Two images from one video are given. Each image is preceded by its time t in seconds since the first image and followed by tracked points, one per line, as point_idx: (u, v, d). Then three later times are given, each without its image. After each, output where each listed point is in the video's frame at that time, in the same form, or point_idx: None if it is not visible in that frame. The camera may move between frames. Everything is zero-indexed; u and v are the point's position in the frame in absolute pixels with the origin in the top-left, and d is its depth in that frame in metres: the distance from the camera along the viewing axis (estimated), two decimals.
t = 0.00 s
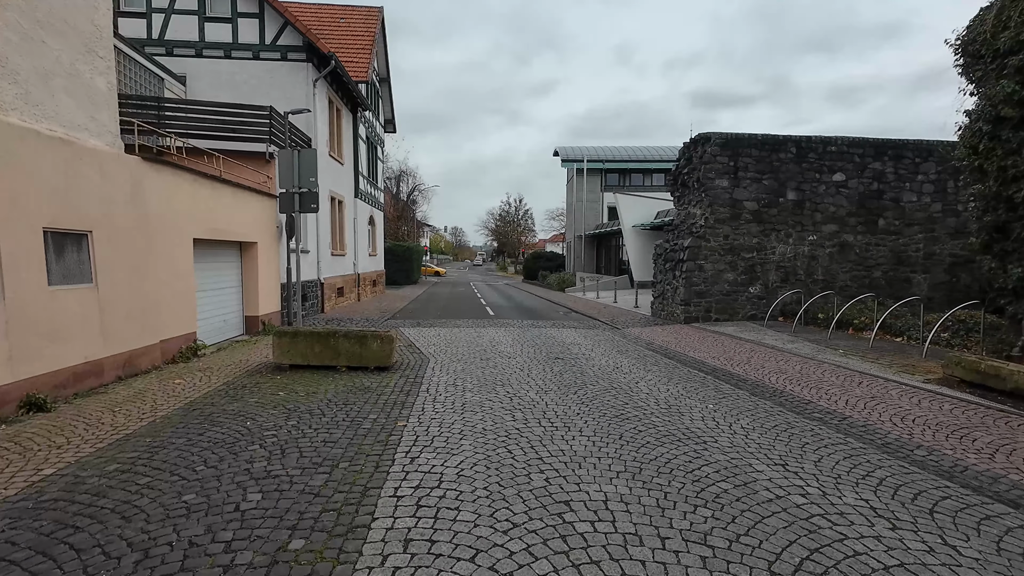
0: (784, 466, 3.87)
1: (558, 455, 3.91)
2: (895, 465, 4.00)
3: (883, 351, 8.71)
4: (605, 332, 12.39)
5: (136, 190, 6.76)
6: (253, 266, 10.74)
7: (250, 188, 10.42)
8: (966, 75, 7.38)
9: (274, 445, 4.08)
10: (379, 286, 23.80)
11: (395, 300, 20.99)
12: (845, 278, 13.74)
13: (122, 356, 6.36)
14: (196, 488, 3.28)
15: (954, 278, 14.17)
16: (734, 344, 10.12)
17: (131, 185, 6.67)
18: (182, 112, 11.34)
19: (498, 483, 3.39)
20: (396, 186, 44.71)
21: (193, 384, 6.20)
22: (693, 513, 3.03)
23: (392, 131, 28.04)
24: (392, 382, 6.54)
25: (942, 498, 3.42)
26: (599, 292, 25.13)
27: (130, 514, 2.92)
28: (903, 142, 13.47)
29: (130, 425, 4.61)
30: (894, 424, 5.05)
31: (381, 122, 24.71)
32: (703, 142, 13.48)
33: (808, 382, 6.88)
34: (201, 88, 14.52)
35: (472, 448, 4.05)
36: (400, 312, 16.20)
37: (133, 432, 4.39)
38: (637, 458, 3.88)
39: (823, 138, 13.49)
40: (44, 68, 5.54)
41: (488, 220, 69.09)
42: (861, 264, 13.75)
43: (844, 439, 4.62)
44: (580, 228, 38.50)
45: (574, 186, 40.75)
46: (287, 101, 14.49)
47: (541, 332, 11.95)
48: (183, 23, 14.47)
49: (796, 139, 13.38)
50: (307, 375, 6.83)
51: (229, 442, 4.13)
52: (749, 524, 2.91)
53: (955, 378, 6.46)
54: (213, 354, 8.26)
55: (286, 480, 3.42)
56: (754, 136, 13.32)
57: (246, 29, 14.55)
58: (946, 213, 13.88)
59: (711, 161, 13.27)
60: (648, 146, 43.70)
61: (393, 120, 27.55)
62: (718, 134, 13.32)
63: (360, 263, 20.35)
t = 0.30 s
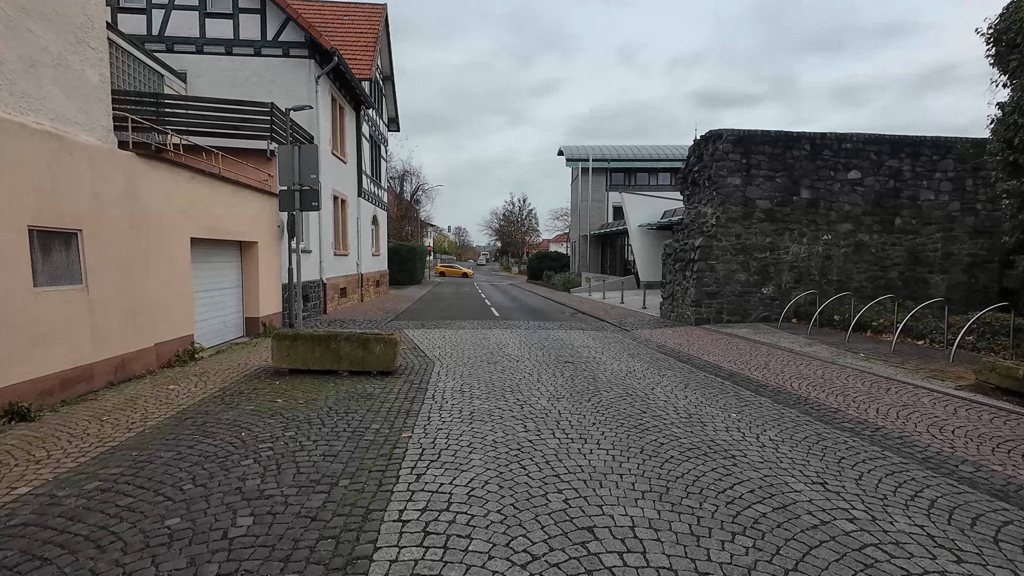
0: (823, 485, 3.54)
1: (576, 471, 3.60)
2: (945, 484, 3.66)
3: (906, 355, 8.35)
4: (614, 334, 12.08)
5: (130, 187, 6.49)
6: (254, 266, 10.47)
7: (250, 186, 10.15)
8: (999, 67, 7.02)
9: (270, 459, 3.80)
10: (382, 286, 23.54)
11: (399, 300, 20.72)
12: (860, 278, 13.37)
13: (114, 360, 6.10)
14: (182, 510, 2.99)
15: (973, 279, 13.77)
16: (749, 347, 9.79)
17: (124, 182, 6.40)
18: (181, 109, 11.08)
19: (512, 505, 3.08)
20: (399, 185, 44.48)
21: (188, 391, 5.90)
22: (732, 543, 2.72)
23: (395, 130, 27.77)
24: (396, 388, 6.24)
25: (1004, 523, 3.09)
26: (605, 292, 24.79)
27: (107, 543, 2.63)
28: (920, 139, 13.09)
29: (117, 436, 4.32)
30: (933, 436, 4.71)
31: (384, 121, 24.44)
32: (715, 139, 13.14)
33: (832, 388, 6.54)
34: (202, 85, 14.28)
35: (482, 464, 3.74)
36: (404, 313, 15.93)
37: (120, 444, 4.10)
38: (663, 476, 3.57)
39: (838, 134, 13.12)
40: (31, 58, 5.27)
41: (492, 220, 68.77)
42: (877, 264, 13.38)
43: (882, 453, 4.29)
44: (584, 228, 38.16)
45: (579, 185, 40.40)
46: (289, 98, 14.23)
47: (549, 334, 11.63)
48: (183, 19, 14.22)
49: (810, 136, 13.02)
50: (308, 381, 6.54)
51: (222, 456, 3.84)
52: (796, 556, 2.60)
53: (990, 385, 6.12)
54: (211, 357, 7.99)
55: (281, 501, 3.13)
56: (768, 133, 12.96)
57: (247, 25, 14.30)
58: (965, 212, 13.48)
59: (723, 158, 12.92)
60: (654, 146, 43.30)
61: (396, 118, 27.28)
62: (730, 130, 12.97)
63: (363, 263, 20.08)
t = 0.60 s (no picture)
0: (868, 505, 3.24)
1: (597, 490, 3.31)
2: (1001, 504, 3.35)
3: (930, 359, 8.02)
4: (623, 335, 11.78)
5: (124, 184, 6.24)
6: (254, 266, 10.20)
7: (250, 184, 9.89)
8: None
9: (265, 474, 3.52)
10: (385, 286, 23.28)
11: (403, 301, 20.47)
12: (876, 279, 13.03)
13: (107, 364, 5.83)
14: (166, 535, 2.72)
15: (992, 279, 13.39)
16: (764, 350, 9.47)
17: (117, 178, 6.13)
18: (180, 105, 10.82)
19: (529, 532, 2.79)
20: (403, 185, 44.33)
21: (182, 397, 5.62)
22: None
23: (398, 128, 27.51)
24: (400, 393, 5.96)
25: None
26: (611, 293, 24.48)
27: None
28: (938, 135, 12.73)
29: (103, 447, 4.04)
30: (975, 449, 4.39)
31: (388, 119, 24.20)
32: (726, 136, 12.82)
33: (857, 395, 6.22)
34: (203, 82, 14.04)
35: (494, 481, 3.44)
36: (408, 314, 15.65)
37: (104, 457, 3.82)
38: (692, 495, 3.27)
39: (853, 131, 12.77)
40: (16, 47, 5.02)
41: (495, 220, 68.50)
42: (893, 264, 13.02)
43: (925, 468, 3.97)
44: (589, 228, 37.85)
45: (583, 184, 40.06)
46: (291, 96, 13.98)
47: (556, 336, 11.34)
48: (184, 15, 13.97)
49: (824, 133, 12.68)
50: (308, 386, 6.26)
51: (213, 471, 3.56)
52: None
53: None
54: (209, 360, 7.73)
55: (274, 525, 2.84)
56: (780, 130, 12.63)
57: (248, 21, 14.04)
58: (984, 211, 13.10)
59: (735, 155, 12.59)
60: (659, 145, 42.90)
61: (399, 117, 27.02)
62: (742, 127, 12.64)
63: (366, 263, 19.84)
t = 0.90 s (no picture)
0: (922, 531, 2.90)
1: (618, 513, 2.99)
2: None
3: (956, 363, 7.66)
4: (631, 337, 11.45)
5: (112, 178, 5.95)
6: (253, 266, 9.92)
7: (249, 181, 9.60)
8: None
9: (253, 492, 3.21)
10: (388, 286, 22.98)
11: (405, 301, 20.17)
12: (892, 278, 12.65)
13: (94, 368, 5.56)
14: (136, 565, 2.42)
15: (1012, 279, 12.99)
16: (780, 352, 9.13)
17: (104, 172, 5.85)
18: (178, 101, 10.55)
19: (547, 564, 2.47)
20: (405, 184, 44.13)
21: (173, 403, 5.32)
22: None
23: (401, 126, 27.22)
24: (402, 399, 5.65)
25: None
26: (617, 293, 24.14)
27: None
28: (957, 131, 12.35)
29: (82, 459, 3.75)
30: None
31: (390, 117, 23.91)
32: (738, 132, 12.45)
33: (886, 401, 5.88)
34: (202, 78, 13.78)
35: (504, 502, 3.12)
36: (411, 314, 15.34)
37: (81, 471, 3.52)
38: (725, 519, 2.95)
39: (868, 126, 12.40)
40: None
41: (498, 220, 68.21)
42: (910, 263, 12.65)
43: (975, 485, 3.64)
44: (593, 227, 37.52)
45: (588, 183, 39.72)
46: (292, 92, 13.70)
47: (563, 337, 11.01)
48: (183, 9, 13.71)
49: (838, 128, 12.31)
50: (306, 391, 5.96)
51: (198, 488, 3.26)
52: None
53: None
54: (205, 363, 7.46)
55: (260, 554, 2.53)
56: (794, 125, 12.27)
57: (249, 15, 13.77)
58: (1004, 208, 12.70)
59: (747, 151, 12.23)
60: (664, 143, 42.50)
61: (402, 115, 26.74)
62: (754, 122, 12.28)
63: (369, 263, 19.55)
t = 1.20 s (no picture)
0: (988, 567, 2.57)
1: (643, 544, 2.69)
2: None
3: (985, 367, 7.30)
4: (640, 339, 11.12)
5: (99, 174, 5.67)
6: (251, 265, 9.63)
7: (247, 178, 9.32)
8: None
9: (237, 517, 2.90)
10: (390, 286, 22.69)
11: (408, 301, 19.88)
12: (909, 279, 12.27)
13: (79, 374, 5.28)
14: None
15: None
16: (797, 356, 8.79)
17: (91, 167, 5.56)
18: (175, 97, 10.30)
19: None
20: (408, 184, 43.89)
21: (161, 411, 5.03)
22: None
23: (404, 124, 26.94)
24: (403, 407, 5.34)
25: None
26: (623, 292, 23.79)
27: None
28: (977, 126, 11.95)
29: (55, 476, 3.46)
30: None
31: (393, 115, 23.62)
32: (750, 128, 12.09)
33: (917, 410, 5.53)
34: (201, 74, 13.51)
35: (515, 530, 2.82)
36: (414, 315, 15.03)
37: (52, 490, 3.23)
38: (763, 552, 2.64)
39: (885, 122, 12.02)
40: None
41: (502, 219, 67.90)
42: (927, 263, 12.26)
43: None
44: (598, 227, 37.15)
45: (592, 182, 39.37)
46: (292, 88, 13.42)
47: (570, 339, 10.69)
48: (181, 4, 13.44)
49: (854, 123, 11.94)
50: (303, 397, 5.67)
51: (176, 512, 2.95)
52: None
53: None
54: (199, 366, 7.18)
55: None
56: (808, 120, 11.90)
57: (248, 10, 13.49)
58: None
59: (760, 147, 11.87)
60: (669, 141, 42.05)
61: (405, 113, 26.46)
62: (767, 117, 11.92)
63: (371, 263, 19.27)
